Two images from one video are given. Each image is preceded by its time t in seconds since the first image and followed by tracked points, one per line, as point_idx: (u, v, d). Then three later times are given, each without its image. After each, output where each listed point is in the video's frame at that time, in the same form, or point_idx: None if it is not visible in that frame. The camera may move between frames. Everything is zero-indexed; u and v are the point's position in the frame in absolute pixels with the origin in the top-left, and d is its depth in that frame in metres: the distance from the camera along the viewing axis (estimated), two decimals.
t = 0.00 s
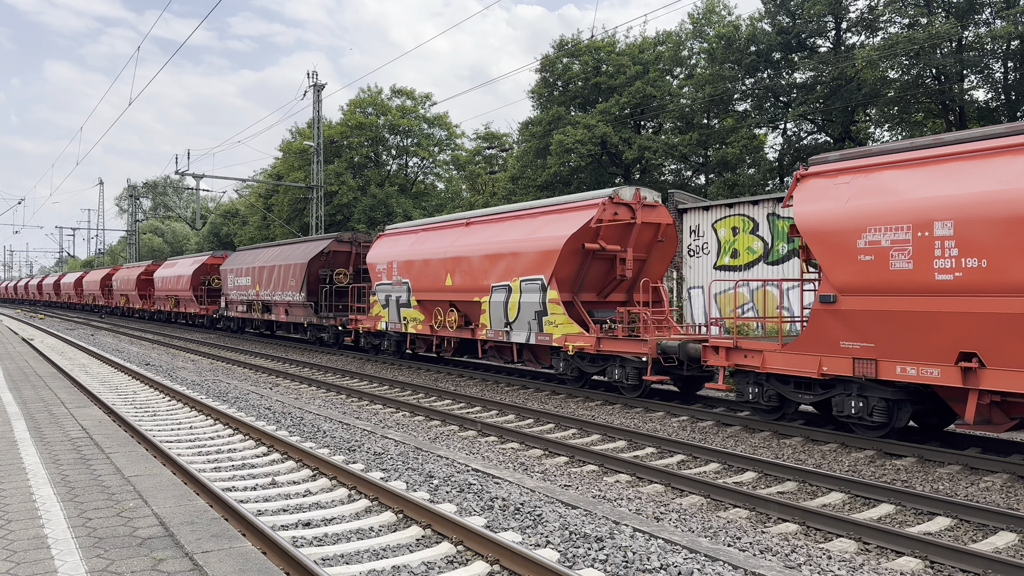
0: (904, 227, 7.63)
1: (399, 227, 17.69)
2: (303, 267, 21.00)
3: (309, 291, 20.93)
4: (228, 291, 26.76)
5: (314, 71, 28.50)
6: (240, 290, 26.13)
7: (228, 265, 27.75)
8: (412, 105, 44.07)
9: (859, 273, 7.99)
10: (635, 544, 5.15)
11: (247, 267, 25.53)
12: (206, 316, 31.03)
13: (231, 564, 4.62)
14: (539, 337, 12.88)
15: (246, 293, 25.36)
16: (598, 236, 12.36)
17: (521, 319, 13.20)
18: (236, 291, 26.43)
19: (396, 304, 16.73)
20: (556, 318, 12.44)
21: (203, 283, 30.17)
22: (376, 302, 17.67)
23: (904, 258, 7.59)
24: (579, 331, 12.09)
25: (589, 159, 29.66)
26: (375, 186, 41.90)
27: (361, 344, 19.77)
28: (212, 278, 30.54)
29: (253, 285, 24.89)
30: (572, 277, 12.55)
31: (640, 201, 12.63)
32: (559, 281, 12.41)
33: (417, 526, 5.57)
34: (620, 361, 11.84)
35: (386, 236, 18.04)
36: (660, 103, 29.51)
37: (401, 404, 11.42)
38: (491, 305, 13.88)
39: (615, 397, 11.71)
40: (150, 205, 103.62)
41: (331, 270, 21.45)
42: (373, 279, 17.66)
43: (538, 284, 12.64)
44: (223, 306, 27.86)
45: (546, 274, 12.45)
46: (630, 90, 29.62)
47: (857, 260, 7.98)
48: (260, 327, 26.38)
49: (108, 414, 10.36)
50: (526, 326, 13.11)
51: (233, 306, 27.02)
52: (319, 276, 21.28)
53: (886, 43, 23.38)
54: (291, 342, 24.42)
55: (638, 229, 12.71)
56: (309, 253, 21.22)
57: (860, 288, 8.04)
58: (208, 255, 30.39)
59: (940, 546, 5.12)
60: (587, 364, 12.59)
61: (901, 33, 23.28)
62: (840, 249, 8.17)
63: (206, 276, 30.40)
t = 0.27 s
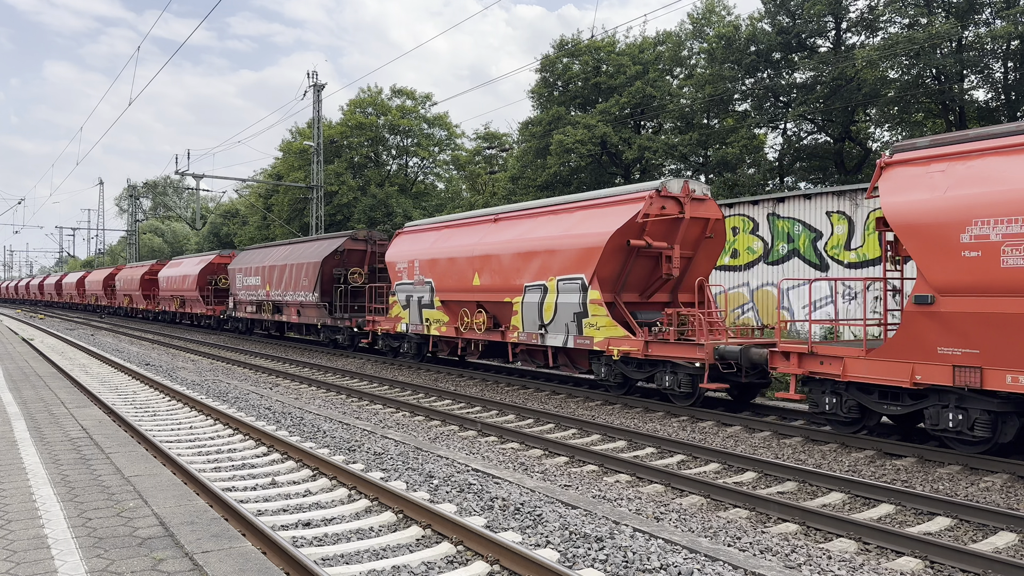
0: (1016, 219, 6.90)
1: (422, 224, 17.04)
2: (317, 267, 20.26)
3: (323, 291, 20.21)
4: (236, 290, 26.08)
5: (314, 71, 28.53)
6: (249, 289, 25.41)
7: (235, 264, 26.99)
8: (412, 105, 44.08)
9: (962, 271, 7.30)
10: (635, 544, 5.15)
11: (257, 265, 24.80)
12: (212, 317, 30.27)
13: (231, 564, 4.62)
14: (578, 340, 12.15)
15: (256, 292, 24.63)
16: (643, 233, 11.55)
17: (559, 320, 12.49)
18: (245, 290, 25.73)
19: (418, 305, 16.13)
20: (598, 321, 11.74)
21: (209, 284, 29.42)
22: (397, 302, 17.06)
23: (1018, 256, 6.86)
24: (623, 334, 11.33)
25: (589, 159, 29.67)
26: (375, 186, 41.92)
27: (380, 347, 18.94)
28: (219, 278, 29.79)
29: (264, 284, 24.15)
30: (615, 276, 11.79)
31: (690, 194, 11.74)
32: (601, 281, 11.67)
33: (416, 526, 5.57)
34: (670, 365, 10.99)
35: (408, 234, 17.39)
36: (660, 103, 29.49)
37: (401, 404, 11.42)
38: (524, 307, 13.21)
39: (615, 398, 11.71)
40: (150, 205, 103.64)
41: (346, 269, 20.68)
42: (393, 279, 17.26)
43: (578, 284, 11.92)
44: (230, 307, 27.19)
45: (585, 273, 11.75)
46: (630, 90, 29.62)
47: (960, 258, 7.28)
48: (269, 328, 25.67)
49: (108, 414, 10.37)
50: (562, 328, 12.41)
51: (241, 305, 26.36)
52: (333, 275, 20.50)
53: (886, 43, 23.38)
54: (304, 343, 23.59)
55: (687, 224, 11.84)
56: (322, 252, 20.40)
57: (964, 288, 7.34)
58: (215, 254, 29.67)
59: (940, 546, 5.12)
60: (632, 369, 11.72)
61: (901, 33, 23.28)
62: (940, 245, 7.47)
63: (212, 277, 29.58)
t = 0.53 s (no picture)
0: None
1: (441, 221, 16.09)
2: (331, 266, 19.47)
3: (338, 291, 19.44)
4: (245, 291, 25.38)
5: (314, 71, 28.51)
6: (259, 290, 24.65)
7: (244, 263, 26.29)
8: (412, 105, 44.10)
9: None
10: (634, 544, 5.16)
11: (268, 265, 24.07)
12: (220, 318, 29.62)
13: (231, 564, 4.62)
14: (622, 344, 11.25)
15: (266, 293, 23.88)
16: (697, 228, 10.62)
17: (601, 322, 11.57)
18: (255, 290, 24.97)
19: (441, 306, 15.14)
20: (647, 324, 10.82)
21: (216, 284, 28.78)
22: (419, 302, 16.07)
23: None
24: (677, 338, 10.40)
25: (589, 159, 29.67)
26: (375, 186, 41.93)
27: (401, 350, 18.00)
28: (226, 278, 29.12)
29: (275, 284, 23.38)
30: (665, 275, 10.86)
31: (746, 186, 10.81)
32: (650, 280, 10.75)
33: (416, 526, 5.57)
34: (730, 372, 10.10)
35: (426, 231, 16.45)
36: (660, 103, 29.45)
37: (401, 404, 11.42)
38: (562, 308, 12.26)
39: (616, 398, 11.71)
40: (150, 205, 103.65)
41: (361, 268, 19.86)
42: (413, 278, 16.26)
43: (625, 283, 11.00)
44: (239, 307, 26.51)
45: (633, 271, 10.82)
46: (630, 90, 29.60)
47: None
48: (280, 329, 24.96)
49: (108, 414, 10.37)
50: (605, 331, 11.50)
51: (250, 306, 25.65)
52: (348, 275, 19.67)
53: (886, 43, 23.39)
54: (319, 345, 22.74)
55: (742, 219, 10.91)
56: (337, 250, 19.56)
57: None
58: (221, 253, 29.00)
59: (940, 546, 5.12)
60: (684, 377, 10.79)
61: (901, 33, 23.29)
62: None
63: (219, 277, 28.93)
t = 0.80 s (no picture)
0: None
1: (467, 217, 15.30)
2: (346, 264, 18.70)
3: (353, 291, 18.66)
4: (255, 291, 24.60)
5: (314, 71, 28.51)
6: (269, 290, 23.86)
7: (253, 263, 25.57)
8: (412, 105, 44.12)
9: None
10: (635, 544, 5.15)
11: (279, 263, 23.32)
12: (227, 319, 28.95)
13: (231, 564, 4.62)
14: (674, 349, 10.34)
15: (277, 293, 23.10)
16: (759, 222, 9.71)
17: (649, 324, 10.69)
18: (264, 290, 24.18)
19: (468, 307, 14.39)
20: (704, 327, 9.86)
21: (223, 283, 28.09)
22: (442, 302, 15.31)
23: None
24: (740, 343, 9.49)
25: (589, 159, 29.67)
26: (375, 186, 41.95)
27: (423, 352, 17.21)
28: (233, 278, 28.43)
29: (287, 284, 22.56)
30: (723, 274, 9.96)
31: (813, 177, 9.88)
32: (707, 279, 9.85)
33: (416, 526, 5.57)
34: (802, 381, 9.16)
35: (451, 228, 15.65)
36: (660, 103, 29.36)
37: (401, 404, 11.43)
38: (605, 310, 11.41)
39: (615, 398, 11.71)
40: (151, 205, 103.66)
41: (377, 266, 19.09)
42: (437, 277, 15.45)
43: (679, 283, 10.12)
44: (247, 308, 25.79)
45: (688, 270, 9.94)
46: (630, 90, 29.56)
47: None
48: (291, 330, 24.32)
49: (108, 414, 10.37)
50: (655, 334, 10.60)
51: (259, 307, 24.89)
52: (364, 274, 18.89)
53: (886, 43, 23.43)
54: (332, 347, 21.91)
55: (809, 213, 9.97)
56: (353, 248, 18.78)
57: None
58: (228, 252, 28.30)
59: (940, 546, 5.12)
60: (745, 385, 9.84)
61: (901, 33, 23.30)
62: None
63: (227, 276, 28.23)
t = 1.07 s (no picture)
0: None
1: (497, 213, 14.62)
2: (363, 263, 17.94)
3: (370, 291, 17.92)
4: (266, 291, 23.82)
5: (314, 71, 28.52)
6: (281, 290, 23.07)
7: (263, 262, 24.77)
8: (412, 105, 44.14)
9: None
10: (635, 544, 5.15)
11: (292, 261, 22.50)
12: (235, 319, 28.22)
13: (231, 564, 4.62)
14: (735, 354, 9.47)
15: (289, 293, 22.34)
16: (834, 216, 8.91)
17: (706, 327, 9.85)
18: (276, 290, 23.40)
19: (498, 308, 13.69)
20: (773, 331, 9.03)
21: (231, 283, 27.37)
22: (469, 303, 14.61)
23: None
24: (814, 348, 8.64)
25: (589, 159, 29.68)
26: (375, 186, 41.98)
27: (447, 354, 16.42)
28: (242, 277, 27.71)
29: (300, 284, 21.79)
30: (793, 272, 9.14)
31: (893, 165, 9.08)
32: (776, 278, 9.02)
33: (416, 526, 5.57)
34: (887, 392, 8.29)
35: (479, 225, 14.95)
36: (660, 103, 29.30)
37: (401, 404, 11.42)
38: (654, 312, 10.62)
39: (616, 397, 11.71)
40: (151, 205, 103.69)
41: (396, 266, 18.31)
42: (464, 277, 14.70)
43: (744, 283, 9.29)
44: (257, 308, 25.11)
45: (754, 268, 9.13)
46: (630, 90, 29.57)
47: None
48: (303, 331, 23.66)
49: (108, 414, 10.37)
50: (713, 337, 9.76)
51: (270, 307, 24.16)
52: (382, 274, 18.13)
53: (886, 43, 23.45)
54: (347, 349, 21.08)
55: (887, 205, 9.16)
56: (371, 246, 18.04)
57: None
58: (237, 251, 27.61)
59: (941, 546, 5.12)
60: (818, 394, 8.99)
61: (901, 33, 23.32)
62: None
63: (234, 275, 27.52)
